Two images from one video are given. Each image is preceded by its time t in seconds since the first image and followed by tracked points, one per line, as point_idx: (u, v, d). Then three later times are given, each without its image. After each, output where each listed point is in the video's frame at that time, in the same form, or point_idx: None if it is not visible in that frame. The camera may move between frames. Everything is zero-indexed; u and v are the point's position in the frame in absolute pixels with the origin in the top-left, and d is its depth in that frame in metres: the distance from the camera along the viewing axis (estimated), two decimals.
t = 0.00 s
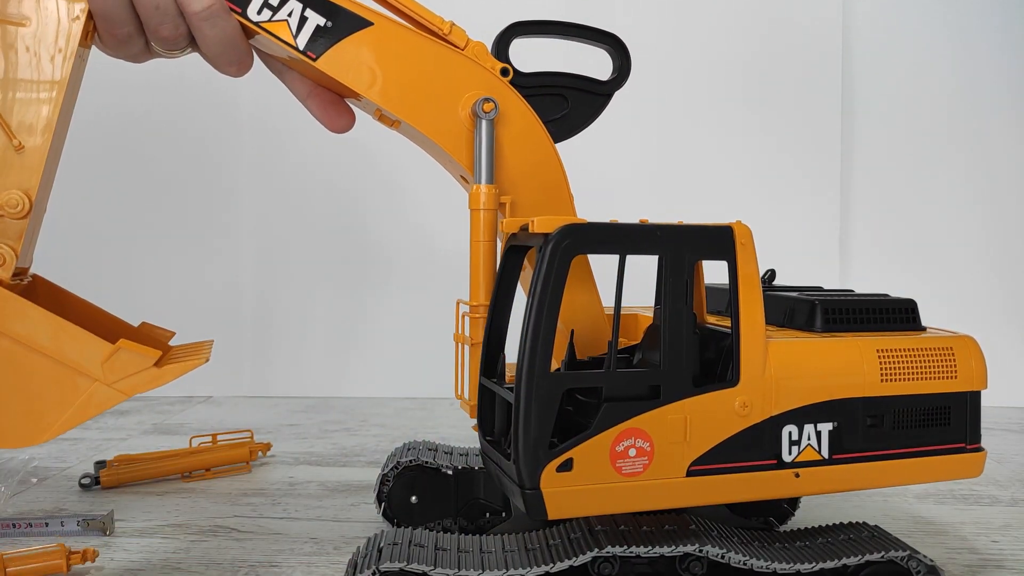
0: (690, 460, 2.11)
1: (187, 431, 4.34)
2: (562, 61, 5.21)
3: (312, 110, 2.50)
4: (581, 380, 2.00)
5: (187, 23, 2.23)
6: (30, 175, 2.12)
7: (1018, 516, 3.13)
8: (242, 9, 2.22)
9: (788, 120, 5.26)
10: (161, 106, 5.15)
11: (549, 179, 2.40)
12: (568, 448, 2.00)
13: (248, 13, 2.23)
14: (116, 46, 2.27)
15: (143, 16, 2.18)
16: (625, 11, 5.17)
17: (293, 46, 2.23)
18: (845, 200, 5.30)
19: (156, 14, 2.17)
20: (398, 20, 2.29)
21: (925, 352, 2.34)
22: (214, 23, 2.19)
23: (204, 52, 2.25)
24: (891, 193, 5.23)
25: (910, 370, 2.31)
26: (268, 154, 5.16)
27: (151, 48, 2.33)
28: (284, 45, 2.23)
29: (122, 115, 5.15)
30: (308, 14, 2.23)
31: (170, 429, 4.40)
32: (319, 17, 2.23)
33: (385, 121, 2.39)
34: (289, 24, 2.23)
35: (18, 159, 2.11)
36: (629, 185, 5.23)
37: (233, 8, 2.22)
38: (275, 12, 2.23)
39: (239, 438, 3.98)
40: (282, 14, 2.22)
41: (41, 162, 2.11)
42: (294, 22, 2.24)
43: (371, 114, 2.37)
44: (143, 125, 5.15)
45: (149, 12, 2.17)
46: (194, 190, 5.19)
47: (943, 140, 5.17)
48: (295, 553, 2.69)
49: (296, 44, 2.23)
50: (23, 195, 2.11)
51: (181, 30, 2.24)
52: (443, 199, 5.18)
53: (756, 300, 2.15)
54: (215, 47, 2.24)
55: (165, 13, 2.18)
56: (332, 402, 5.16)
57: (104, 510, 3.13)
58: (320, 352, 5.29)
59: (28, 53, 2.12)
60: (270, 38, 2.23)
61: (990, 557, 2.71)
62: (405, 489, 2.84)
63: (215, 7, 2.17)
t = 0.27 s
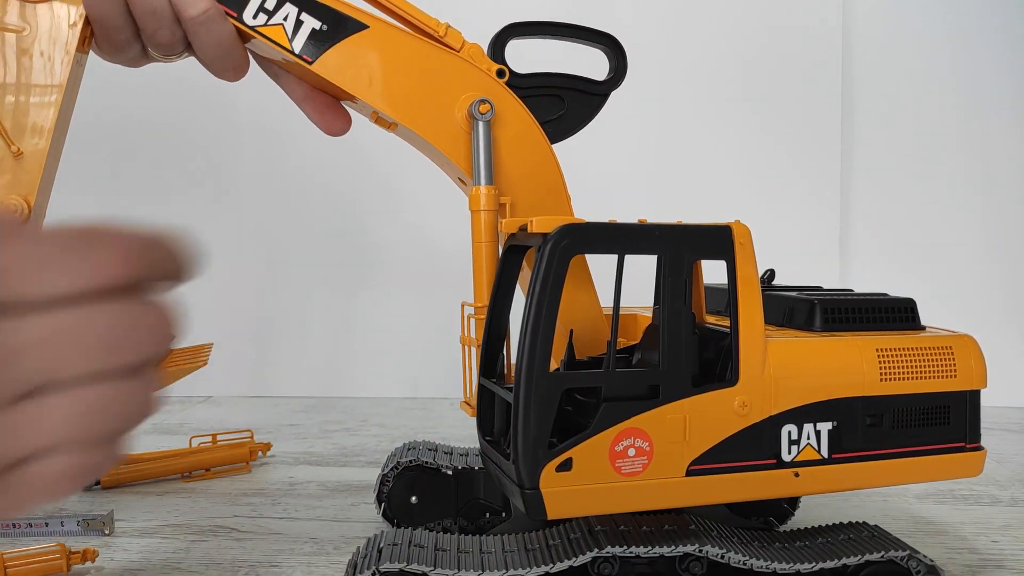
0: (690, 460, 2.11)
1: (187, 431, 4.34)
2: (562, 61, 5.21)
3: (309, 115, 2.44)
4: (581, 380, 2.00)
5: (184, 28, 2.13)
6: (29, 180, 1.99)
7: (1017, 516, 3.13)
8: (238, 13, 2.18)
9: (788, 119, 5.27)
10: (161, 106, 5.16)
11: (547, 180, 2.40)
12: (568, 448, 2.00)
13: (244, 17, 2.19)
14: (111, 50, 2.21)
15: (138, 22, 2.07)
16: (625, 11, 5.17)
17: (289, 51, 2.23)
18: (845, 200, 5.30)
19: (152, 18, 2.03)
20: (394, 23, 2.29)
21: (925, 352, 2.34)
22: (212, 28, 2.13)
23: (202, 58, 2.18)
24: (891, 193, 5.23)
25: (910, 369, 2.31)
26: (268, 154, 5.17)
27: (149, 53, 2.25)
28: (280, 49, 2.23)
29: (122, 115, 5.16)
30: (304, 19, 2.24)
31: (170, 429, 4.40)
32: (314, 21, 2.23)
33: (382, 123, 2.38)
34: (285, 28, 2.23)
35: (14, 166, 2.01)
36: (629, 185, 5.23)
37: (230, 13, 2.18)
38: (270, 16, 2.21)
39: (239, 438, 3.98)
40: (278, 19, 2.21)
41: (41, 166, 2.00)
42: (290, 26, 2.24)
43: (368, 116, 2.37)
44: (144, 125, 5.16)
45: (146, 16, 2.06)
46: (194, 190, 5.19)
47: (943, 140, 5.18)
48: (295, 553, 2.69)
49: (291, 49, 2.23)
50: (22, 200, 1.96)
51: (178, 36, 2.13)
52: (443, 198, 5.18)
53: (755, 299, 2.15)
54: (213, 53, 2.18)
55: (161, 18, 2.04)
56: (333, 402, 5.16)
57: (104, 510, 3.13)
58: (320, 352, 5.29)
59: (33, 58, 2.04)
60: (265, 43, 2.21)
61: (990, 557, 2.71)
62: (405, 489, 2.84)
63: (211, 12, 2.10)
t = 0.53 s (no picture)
0: (690, 461, 2.11)
1: (188, 431, 4.34)
2: (562, 62, 5.21)
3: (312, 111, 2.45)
4: (581, 380, 2.00)
5: (187, 24, 2.24)
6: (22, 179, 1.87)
7: (1017, 516, 3.13)
8: (244, 8, 2.20)
9: (788, 120, 5.26)
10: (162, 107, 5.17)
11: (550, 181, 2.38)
12: (568, 448, 2.00)
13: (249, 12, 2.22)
14: (115, 44, 2.27)
15: (143, 16, 2.19)
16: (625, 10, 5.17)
17: (294, 46, 2.21)
18: (845, 200, 5.30)
19: (157, 14, 2.18)
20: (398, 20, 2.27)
21: (926, 353, 2.34)
22: (216, 24, 2.20)
23: (204, 54, 2.27)
24: (890, 194, 5.23)
25: (910, 369, 2.31)
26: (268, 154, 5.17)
27: (151, 48, 2.34)
28: (285, 45, 2.22)
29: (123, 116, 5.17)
30: (309, 14, 2.22)
31: (170, 429, 4.40)
32: (320, 16, 2.21)
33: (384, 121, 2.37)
34: (290, 23, 2.22)
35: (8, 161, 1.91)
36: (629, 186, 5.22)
37: (234, 7, 2.21)
38: (276, 11, 2.22)
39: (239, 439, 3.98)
40: (283, 14, 2.21)
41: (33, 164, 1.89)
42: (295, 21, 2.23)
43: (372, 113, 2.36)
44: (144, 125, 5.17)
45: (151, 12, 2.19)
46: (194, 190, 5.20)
47: (943, 141, 5.18)
48: (295, 553, 2.69)
49: (296, 44, 2.22)
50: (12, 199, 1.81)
51: (181, 30, 2.26)
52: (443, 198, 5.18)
53: (756, 299, 2.15)
54: (215, 49, 2.25)
55: (166, 14, 2.19)
56: (332, 402, 5.16)
57: (104, 510, 3.13)
58: (320, 352, 5.29)
59: (31, 51, 2.00)
60: (272, 38, 2.21)
61: (990, 557, 2.71)
62: (405, 489, 2.84)
63: (215, 9, 2.18)
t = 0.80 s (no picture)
0: (690, 461, 2.11)
1: (188, 431, 4.34)
2: (563, 61, 5.21)
3: (316, 108, 2.45)
4: (581, 380, 2.00)
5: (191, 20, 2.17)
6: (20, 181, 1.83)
7: (1017, 516, 3.13)
8: (246, 6, 2.17)
9: (788, 119, 5.26)
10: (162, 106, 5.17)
11: (552, 180, 2.37)
12: (568, 448, 2.00)
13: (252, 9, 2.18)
14: (120, 41, 2.23)
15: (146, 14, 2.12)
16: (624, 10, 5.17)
17: (297, 44, 2.19)
18: (845, 200, 5.30)
19: (159, 11, 2.10)
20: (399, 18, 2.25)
21: (926, 353, 2.34)
22: (217, 21, 2.15)
23: (208, 50, 2.22)
24: (890, 193, 5.23)
25: (911, 369, 2.31)
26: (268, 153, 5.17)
27: (155, 45, 2.29)
28: (288, 44, 2.20)
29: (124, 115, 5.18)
30: (311, 12, 2.20)
31: (170, 429, 4.40)
32: (322, 15, 2.19)
33: (385, 120, 2.37)
34: (292, 21, 2.19)
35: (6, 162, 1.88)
36: (629, 185, 5.22)
37: (237, 5, 2.17)
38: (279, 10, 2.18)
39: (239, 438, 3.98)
40: (286, 12, 2.18)
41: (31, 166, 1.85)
42: (298, 20, 2.21)
43: (374, 112, 2.35)
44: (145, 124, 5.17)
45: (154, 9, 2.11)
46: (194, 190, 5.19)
47: (943, 140, 5.17)
48: (295, 553, 2.68)
49: (299, 43, 2.20)
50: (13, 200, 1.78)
51: (184, 27, 2.18)
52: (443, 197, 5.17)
53: (756, 299, 2.14)
54: (218, 46, 2.20)
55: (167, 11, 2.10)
56: (332, 402, 5.16)
57: (104, 510, 3.13)
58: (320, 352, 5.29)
59: (34, 50, 1.98)
60: (274, 36, 2.19)
61: (990, 557, 2.71)
62: (405, 489, 2.84)
63: (219, 6, 2.13)
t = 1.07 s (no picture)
0: (690, 461, 2.11)
1: (187, 431, 4.34)
2: (563, 61, 5.21)
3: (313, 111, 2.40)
4: (581, 381, 2.00)
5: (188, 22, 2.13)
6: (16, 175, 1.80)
7: (1017, 516, 3.13)
8: (244, 8, 2.15)
9: (789, 119, 5.26)
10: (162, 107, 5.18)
11: (551, 180, 2.37)
12: (568, 449, 2.00)
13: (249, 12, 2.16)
14: (115, 43, 2.19)
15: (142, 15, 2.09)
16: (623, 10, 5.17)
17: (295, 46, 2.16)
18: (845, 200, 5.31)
19: (156, 13, 2.08)
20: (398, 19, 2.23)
21: (926, 353, 2.34)
22: (216, 24, 2.10)
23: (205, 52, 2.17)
24: (890, 193, 5.24)
25: (911, 369, 2.31)
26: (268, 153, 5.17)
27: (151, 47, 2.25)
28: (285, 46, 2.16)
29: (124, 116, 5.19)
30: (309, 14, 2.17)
31: (170, 429, 4.40)
32: (320, 17, 2.16)
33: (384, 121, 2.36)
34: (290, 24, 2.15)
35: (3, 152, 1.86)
36: (629, 185, 5.22)
37: (234, 7, 2.14)
38: (275, 12, 2.17)
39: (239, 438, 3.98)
40: (283, 14, 2.16)
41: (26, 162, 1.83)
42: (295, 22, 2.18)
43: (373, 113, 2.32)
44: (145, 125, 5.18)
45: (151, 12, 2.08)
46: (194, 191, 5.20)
47: (943, 140, 5.18)
48: (295, 553, 2.68)
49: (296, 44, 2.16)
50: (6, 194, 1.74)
51: (182, 30, 2.16)
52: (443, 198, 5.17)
53: (756, 299, 2.15)
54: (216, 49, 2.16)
55: (165, 14, 2.08)
56: (332, 402, 5.16)
57: (104, 510, 3.13)
58: (320, 352, 5.29)
59: (33, 44, 1.97)
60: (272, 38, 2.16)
61: (990, 557, 2.71)
62: (405, 489, 2.84)
63: (217, 8, 2.08)
